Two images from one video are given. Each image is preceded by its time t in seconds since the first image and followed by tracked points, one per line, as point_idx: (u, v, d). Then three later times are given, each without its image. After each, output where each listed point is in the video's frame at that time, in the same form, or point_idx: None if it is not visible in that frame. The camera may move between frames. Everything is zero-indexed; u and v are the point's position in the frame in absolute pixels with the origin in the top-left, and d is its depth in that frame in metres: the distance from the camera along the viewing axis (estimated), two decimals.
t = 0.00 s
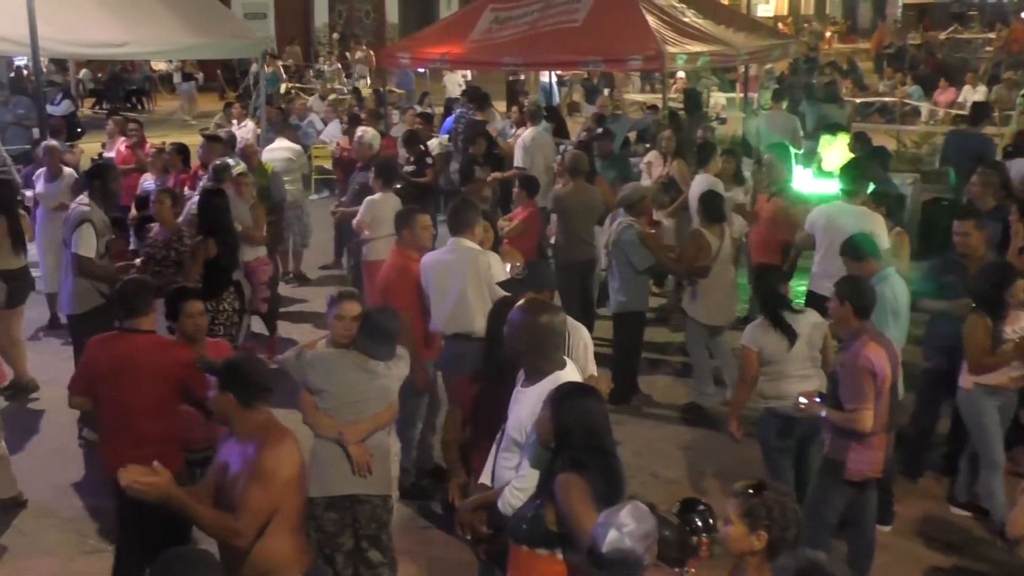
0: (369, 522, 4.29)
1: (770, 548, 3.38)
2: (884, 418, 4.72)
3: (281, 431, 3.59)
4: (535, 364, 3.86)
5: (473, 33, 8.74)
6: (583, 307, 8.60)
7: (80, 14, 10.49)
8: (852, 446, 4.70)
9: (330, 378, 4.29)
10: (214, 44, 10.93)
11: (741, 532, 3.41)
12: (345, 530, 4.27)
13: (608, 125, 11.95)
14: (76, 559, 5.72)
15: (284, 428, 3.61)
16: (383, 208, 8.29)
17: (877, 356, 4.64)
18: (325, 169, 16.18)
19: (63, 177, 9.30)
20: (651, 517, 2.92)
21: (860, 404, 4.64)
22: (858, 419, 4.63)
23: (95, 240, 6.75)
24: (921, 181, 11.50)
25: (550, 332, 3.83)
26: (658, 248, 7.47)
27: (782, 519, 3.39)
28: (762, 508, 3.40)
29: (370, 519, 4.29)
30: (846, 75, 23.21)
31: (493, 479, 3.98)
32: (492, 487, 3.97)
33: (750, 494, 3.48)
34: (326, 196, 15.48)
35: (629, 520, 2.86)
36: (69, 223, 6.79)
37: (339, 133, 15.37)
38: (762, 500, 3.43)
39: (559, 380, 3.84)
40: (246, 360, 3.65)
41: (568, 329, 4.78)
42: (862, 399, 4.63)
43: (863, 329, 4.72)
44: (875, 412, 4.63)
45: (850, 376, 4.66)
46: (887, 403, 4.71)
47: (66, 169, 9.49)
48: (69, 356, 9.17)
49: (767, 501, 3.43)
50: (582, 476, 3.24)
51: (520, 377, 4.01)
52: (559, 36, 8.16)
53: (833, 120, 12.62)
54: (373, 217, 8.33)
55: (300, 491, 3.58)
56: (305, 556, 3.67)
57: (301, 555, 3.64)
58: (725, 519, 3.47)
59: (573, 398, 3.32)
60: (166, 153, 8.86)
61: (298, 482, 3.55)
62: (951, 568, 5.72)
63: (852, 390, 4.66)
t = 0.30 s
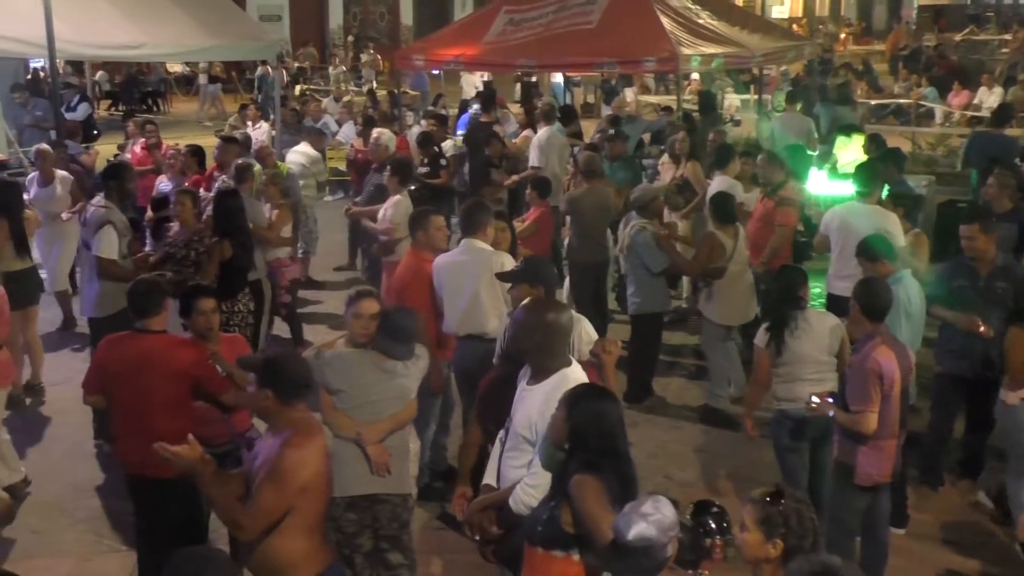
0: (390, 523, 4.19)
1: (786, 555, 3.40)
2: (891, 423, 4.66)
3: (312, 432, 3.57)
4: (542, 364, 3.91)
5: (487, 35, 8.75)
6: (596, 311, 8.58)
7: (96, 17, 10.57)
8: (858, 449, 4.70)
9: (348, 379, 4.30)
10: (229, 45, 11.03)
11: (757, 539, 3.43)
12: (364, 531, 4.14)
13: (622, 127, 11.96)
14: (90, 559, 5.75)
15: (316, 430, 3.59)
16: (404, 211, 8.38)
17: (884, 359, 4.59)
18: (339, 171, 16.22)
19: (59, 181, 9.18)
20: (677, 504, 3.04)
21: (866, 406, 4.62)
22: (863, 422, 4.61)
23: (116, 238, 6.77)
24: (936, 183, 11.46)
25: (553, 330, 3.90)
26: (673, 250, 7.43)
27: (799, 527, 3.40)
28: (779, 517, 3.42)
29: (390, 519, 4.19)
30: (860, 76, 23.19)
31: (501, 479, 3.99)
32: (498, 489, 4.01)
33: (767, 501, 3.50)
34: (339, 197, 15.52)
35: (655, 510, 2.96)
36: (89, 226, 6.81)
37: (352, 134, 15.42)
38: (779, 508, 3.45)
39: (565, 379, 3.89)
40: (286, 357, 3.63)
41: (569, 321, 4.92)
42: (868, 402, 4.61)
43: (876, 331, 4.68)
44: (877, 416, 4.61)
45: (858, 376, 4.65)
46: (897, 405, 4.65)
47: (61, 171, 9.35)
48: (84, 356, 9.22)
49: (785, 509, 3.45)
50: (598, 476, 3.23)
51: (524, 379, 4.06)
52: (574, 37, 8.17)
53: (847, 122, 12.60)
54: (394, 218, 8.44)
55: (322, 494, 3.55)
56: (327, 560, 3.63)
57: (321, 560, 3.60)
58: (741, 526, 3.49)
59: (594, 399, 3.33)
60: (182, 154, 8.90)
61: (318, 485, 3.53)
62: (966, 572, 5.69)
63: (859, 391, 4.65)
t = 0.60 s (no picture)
0: (411, 522, 4.21)
1: (797, 547, 3.38)
2: (897, 425, 4.64)
3: (332, 433, 3.56)
4: (548, 361, 3.93)
5: (502, 34, 8.75)
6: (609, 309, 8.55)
7: (112, 18, 10.61)
8: (863, 451, 4.70)
9: (370, 378, 4.30)
10: (245, 44, 11.03)
11: (769, 529, 3.42)
12: (385, 530, 4.18)
13: (636, 127, 11.95)
14: (106, 558, 5.77)
15: (337, 432, 3.57)
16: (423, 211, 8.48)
17: (890, 361, 4.56)
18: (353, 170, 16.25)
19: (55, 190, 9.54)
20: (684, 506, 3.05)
21: (870, 408, 4.57)
22: (867, 424, 4.56)
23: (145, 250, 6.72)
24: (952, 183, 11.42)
25: (563, 326, 3.94)
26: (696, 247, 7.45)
27: (811, 519, 3.38)
28: (790, 508, 3.40)
29: (411, 519, 4.21)
30: (876, 76, 23.11)
31: (509, 478, 4.00)
32: (506, 486, 4.02)
33: (779, 492, 3.49)
34: (353, 197, 15.53)
35: (665, 508, 2.96)
36: (116, 229, 6.75)
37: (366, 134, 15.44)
38: (790, 497, 3.44)
39: (574, 375, 3.90)
40: (305, 360, 3.63)
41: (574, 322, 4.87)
42: (871, 404, 4.57)
43: (884, 335, 4.66)
44: (881, 418, 4.57)
45: (863, 379, 4.60)
46: (902, 407, 4.62)
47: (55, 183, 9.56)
48: (100, 355, 9.24)
49: (796, 497, 3.44)
50: (613, 476, 3.24)
51: (527, 377, 4.06)
52: (588, 37, 8.16)
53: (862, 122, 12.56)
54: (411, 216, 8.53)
55: (344, 495, 3.53)
56: (354, 559, 3.61)
57: (347, 559, 3.58)
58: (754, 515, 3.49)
59: (607, 400, 3.31)
60: (198, 154, 8.93)
61: (338, 487, 3.50)
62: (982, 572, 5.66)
63: (863, 393, 4.60)
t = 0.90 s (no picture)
0: (434, 520, 4.24)
1: (811, 558, 3.34)
2: (903, 428, 4.62)
3: (367, 428, 3.56)
4: (555, 359, 3.93)
5: (517, 33, 8.75)
6: (623, 309, 8.53)
7: (127, 19, 10.67)
8: (870, 453, 4.68)
9: (390, 377, 4.31)
10: (260, 43, 11.06)
11: (785, 537, 3.42)
12: (407, 529, 4.23)
13: (650, 127, 11.94)
14: (121, 555, 5.79)
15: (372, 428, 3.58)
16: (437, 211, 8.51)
17: (895, 363, 4.55)
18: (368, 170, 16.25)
19: (47, 191, 9.40)
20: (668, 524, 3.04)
21: (875, 410, 4.57)
22: (869, 427, 4.58)
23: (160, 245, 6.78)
24: (968, 183, 11.37)
25: (571, 323, 3.91)
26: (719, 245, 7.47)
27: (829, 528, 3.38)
28: (808, 516, 3.39)
29: (435, 517, 4.24)
30: (891, 76, 23.01)
31: (520, 475, 4.03)
32: (517, 481, 4.04)
33: (799, 502, 3.49)
34: (367, 197, 15.56)
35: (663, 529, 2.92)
36: (134, 228, 6.78)
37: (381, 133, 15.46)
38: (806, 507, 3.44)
39: (583, 371, 3.91)
40: (343, 355, 3.63)
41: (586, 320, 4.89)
42: (875, 407, 4.56)
43: (891, 336, 4.65)
44: (886, 420, 4.56)
45: (868, 381, 4.59)
46: (908, 411, 4.61)
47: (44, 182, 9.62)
48: (115, 354, 9.28)
49: (813, 507, 3.44)
50: (630, 475, 3.18)
51: (536, 373, 4.08)
52: (602, 36, 8.14)
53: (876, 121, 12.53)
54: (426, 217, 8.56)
55: (379, 489, 3.54)
56: (380, 555, 3.63)
57: (374, 555, 3.60)
58: (772, 524, 3.48)
59: (617, 401, 3.36)
60: (213, 153, 8.95)
61: (374, 481, 3.51)
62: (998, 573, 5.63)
63: (868, 395, 4.59)
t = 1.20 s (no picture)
0: (456, 518, 4.24)
1: (839, 551, 3.35)
2: (919, 429, 4.60)
3: (393, 425, 3.54)
4: (565, 357, 3.91)
5: (531, 32, 8.75)
6: (634, 308, 8.54)
7: (142, 17, 10.71)
8: (884, 455, 4.67)
9: (407, 377, 4.31)
10: (274, 42, 11.08)
11: (811, 532, 3.39)
12: (429, 528, 4.22)
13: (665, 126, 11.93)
14: (134, 552, 5.81)
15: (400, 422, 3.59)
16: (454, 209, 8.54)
17: (909, 365, 4.52)
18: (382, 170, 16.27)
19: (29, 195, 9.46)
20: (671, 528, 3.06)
21: (887, 412, 4.55)
22: (882, 428, 4.56)
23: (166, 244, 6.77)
24: (985, 183, 11.31)
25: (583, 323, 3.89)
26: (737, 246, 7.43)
27: (853, 523, 3.36)
28: (834, 510, 3.38)
29: (456, 516, 4.24)
30: (907, 75, 22.91)
31: (536, 473, 4.04)
32: (534, 479, 4.06)
33: (822, 496, 3.47)
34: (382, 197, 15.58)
35: (670, 531, 2.94)
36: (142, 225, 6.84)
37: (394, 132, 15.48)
38: (829, 502, 3.41)
39: (590, 367, 3.89)
40: (366, 352, 3.63)
41: (600, 320, 4.83)
42: (888, 408, 4.54)
43: (903, 338, 4.62)
44: (898, 422, 4.55)
45: (881, 382, 4.57)
46: (923, 411, 4.59)
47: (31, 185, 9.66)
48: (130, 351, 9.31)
49: (836, 502, 3.42)
50: (643, 474, 3.19)
51: (549, 370, 4.06)
52: (616, 35, 8.14)
53: (891, 121, 12.47)
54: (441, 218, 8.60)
55: (406, 485, 3.54)
56: (408, 552, 3.63)
57: (402, 551, 3.60)
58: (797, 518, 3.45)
59: (632, 401, 3.33)
60: (229, 152, 8.98)
61: (399, 478, 3.50)
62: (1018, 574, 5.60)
63: (881, 397, 4.57)
